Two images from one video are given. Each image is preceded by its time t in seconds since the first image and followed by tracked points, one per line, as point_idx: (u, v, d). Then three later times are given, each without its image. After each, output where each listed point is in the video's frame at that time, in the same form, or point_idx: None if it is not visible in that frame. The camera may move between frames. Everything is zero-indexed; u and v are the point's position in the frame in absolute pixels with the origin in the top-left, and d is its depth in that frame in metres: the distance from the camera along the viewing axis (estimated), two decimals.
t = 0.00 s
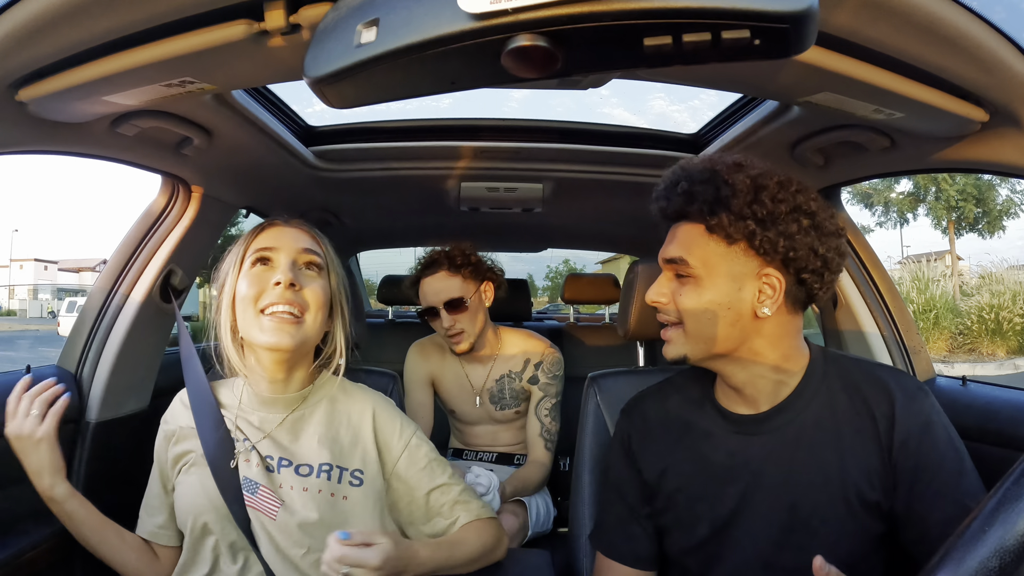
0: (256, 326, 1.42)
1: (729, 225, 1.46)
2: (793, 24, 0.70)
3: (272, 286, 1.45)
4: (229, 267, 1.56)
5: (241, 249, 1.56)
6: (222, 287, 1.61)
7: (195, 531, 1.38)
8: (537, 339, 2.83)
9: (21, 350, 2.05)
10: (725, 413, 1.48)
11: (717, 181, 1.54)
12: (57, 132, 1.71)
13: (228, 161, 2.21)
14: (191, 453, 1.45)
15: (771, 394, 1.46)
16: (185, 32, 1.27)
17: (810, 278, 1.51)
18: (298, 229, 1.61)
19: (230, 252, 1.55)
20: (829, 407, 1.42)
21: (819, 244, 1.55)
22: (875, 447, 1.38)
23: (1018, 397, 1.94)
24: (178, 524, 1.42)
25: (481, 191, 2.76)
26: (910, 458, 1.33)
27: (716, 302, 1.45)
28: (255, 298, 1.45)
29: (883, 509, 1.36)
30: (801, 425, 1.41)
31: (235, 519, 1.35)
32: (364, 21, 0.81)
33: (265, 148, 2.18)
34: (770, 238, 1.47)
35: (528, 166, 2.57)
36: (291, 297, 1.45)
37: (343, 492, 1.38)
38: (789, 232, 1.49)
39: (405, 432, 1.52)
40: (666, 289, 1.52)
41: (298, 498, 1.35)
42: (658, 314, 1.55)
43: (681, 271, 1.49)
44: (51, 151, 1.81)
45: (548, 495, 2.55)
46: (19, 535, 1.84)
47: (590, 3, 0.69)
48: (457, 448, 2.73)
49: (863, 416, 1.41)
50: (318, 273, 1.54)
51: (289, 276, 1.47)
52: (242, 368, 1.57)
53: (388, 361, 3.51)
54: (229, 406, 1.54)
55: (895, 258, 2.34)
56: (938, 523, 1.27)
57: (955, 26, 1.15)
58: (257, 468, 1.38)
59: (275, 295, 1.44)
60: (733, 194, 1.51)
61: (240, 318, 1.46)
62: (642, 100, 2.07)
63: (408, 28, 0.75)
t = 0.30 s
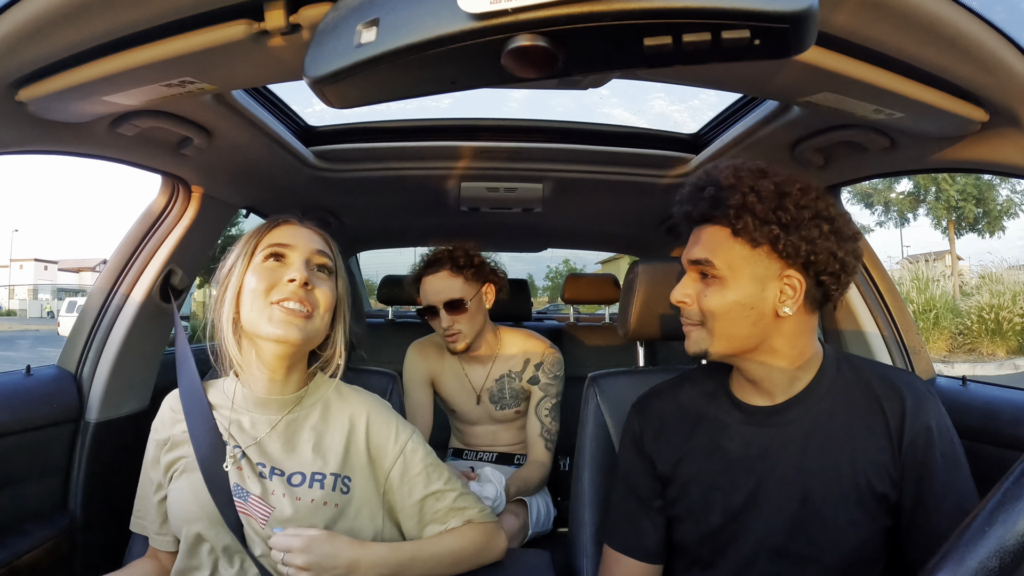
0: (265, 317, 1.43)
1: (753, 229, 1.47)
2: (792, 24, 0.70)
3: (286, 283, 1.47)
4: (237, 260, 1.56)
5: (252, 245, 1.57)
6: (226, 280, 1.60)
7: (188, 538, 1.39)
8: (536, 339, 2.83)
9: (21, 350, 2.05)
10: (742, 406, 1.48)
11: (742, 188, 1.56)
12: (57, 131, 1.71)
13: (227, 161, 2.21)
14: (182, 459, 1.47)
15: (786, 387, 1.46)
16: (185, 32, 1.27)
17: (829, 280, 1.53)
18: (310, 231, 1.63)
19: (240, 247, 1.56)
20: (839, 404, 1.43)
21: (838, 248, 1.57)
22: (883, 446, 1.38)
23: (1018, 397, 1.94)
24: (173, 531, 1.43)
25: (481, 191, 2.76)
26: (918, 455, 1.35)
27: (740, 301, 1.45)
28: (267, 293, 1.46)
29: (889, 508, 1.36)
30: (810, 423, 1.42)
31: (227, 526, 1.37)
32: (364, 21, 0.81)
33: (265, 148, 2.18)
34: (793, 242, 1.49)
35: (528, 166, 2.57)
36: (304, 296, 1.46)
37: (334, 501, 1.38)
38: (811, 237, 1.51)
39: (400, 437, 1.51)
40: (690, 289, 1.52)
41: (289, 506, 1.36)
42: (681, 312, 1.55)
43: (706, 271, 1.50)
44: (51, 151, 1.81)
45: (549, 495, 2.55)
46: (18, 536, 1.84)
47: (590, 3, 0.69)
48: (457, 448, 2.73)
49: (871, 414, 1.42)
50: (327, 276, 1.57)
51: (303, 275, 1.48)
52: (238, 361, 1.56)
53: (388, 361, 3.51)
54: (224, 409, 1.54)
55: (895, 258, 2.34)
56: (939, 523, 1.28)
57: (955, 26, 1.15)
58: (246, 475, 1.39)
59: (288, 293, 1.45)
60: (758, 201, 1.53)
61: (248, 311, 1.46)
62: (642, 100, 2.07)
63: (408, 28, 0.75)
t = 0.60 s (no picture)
0: (260, 337, 1.41)
1: (770, 226, 1.47)
2: (792, 24, 0.70)
3: (275, 300, 1.43)
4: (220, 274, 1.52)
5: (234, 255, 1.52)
6: (213, 290, 1.57)
7: (190, 530, 1.40)
8: (536, 339, 2.83)
9: (21, 350, 2.05)
10: (749, 399, 1.49)
11: (761, 185, 1.55)
12: (57, 132, 1.71)
13: (227, 161, 2.21)
14: (185, 455, 1.47)
15: (794, 381, 1.46)
16: (185, 32, 1.27)
17: (842, 278, 1.53)
18: (293, 235, 1.59)
19: (222, 260, 1.51)
20: (845, 402, 1.43)
21: (852, 246, 1.57)
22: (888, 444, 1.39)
23: (1018, 397, 1.94)
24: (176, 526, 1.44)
25: (481, 191, 2.76)
26: (925, 453, 1.35)
27: (756, 297, 1.45)
28: (257, 311, 1.43)
29: (894, 505, 1.37)
30: (815, 421, 1.42)
31: (228, 520, 1.36)
32: (364, 21, 0.81)
33: (265, 148, 2.18)
34: (808, 240, 1.49)
35: (528, 166, 2.57)
36: (296, 311, 1.44)
37: (336, 497, 1.39)
38: (827, 236, 1.51)
39: (402, 435, 1.52)
40: (706, 285, 1.51)
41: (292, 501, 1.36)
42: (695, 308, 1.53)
43: (722, 268, 1.49)
44: (51, 151, 1.81)
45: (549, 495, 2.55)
46: (18, 536, 1.84)
47: (590, 3, 0.69)
48: (457, 449, 2.73)
49: (876, 413, 1.42)
50: (314, 282, 1.54)
51: (292, 289, 1.45)
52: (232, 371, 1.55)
53: (387, 361, 3.51)
54: (226, 410, 1.55)
55: (895, 258, 2.33)
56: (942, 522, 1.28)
57: (955, 26, 1.15)
58: (249, 471, 1.39)
59: (279, 310, 1.43)
60: (775, 198, 1.52)
61: (241, 329, 1.44)
62: (642, 100, 2.07)
63: (408, 28, 0.75)
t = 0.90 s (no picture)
0: (264, 343, 1.42)
1: (777, 226, 1.46)
2: (792, 24, 0.70)
3: (277, 306, 1.43)
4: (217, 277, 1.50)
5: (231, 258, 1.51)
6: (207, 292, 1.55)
7: (190, 533, 1.41)
8: (535, 339, 2.83)
9: (21, 350, 2.05)
10: (750, 399, 1.48)
11: (769, 185, 1.54)
12: (56, 132, 1.70)
13: (227, 161, 2.21)
14: (185, 457, 1.49)
15: (797, 380, 1.46)
16: (185, 32, 1.27)
17: (845, 279, 1.54)
18: (289, 235, 1.57)
19: (220, 263, 1.49)
20: (847, 401, 1.43)
21: (856, 248, 1.57)
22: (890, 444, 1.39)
23: (1018, 397, 1.94)
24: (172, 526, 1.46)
25: (481, 191, 2.76)
26: (927, 453, 1.36)
27: (763, 297, 1.44)
28: (259, 317, 1.43)
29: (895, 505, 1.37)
30: (818, 420, 1.41)
31: (227, 519, 1.38)
32: (364, 21, 0.81)
33: (265, 148, 2.18)
34: (815, 240, 1.49)
35: (528, 166, 2.57)
36: (298, 315, 1.44)
37: (334, 491, 1.40)
38: (833, 236, 1.51)
39: (390, 418, 1.52)
40: (711, 284, 1.50)
41: (290, 500, 1.37)
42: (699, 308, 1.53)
43: (729, 267, 1.48)
44: (50, 151, 1.81)
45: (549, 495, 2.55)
46: (18, 535, 1.84)
47: (590, 3, 0.69)
48: (457, 449, 2.73)
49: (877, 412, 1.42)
50: (312, 284, 1.54)
51: (294, 295, 1.45)
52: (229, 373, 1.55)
53: (387, 361, 3.51)
54: (224, 409, 1.56)
55: (895, 258, 2.28)
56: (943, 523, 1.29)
57: (956, 26, 1.15)
58: (248, 473, 1.41)
59: (281, 316, 1.43)
60: (783, 199, 1.51)
61: (243, 335, 1.44)
62: (642, 100, 2.07)
63: (409, 28, 0.75)
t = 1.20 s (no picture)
0: (251, 347, 1.41)
1: (782, 227, 1.46)
2: (792, 24, 0.70)
3: (260, 307, 1.42)
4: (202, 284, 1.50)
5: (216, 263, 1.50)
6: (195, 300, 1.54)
7: (190, 532, 1.42)
8: (534, 339, 2.83)
9: (21, 350, 2.06)
10: (750, 399, 1.49)
11: (773, 186, 1.54)
12: (56, 132, 1.70)
13: (227, 161, 2.21)
14: (183, 458, 1.51)
15: (799, 382, 1.45)
16: (186, 32, 1.27)
17: (848, 280, 1.54)
18: (272, 236, 1.57)
19: (204, 268, 1.49)
20: (850, 401, 1.43)
21: (860, 250, 1.57)
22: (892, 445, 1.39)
23: (1018, 397, 1.94)
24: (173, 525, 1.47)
25: (481, 191, 2.76)
26: (928, 453, 1.36)
27: (767, 299, 1.44)
28: (244, 322, 1.42)
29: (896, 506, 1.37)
30: (816, 420, 1.42)
31: (225, 519, 1.40)
32: (364, 21, 0.81)
33: (265, 148, 2.18)
34: (820, 242, 1.48)
35: (528, 166, 2.57)
36: (282, 317, 1.43)
37: (329, 506, 1.39)
38: (837, 238, 1.51)
39: (396, 443, 1.50)
40: (714, 287, 1.49)
41: (283, 508, 1.37)
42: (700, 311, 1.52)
43: (731, 269, 1.47)
44: (50, 151, 1.81)
45: (549, 495, 2.55)
46: (18, 535, 1.84)
47: (591, 3, 0.69)
48: (457, 449, 2.73)
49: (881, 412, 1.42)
50: (298, 284, 1.52)
51: (276, 296, 1.44)
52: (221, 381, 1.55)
53: (387, 361, 3.51)
54: (224, 411, 1.56)
55: (895, 259, 2.27)
56: (943, 522, 1.29)
57: (956, 27, 1.15)
58: (244, 476, 1.42)
59: (264, 317, 1.42)
60: (789, 200, 1.51)
61: (232, 341, 1.43)
62: (642, 100, 2.07)
63: (408, 28, 0.75)
